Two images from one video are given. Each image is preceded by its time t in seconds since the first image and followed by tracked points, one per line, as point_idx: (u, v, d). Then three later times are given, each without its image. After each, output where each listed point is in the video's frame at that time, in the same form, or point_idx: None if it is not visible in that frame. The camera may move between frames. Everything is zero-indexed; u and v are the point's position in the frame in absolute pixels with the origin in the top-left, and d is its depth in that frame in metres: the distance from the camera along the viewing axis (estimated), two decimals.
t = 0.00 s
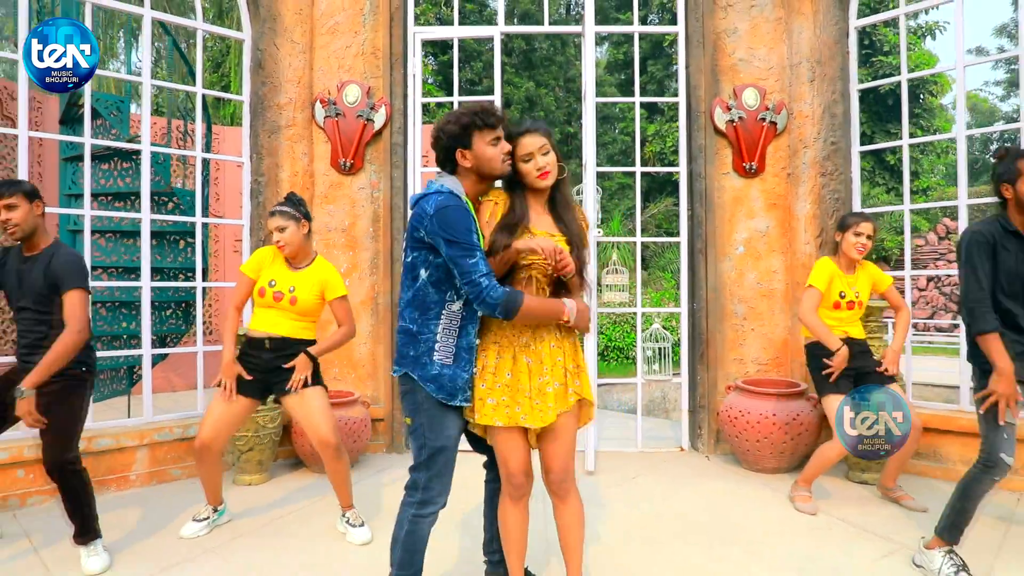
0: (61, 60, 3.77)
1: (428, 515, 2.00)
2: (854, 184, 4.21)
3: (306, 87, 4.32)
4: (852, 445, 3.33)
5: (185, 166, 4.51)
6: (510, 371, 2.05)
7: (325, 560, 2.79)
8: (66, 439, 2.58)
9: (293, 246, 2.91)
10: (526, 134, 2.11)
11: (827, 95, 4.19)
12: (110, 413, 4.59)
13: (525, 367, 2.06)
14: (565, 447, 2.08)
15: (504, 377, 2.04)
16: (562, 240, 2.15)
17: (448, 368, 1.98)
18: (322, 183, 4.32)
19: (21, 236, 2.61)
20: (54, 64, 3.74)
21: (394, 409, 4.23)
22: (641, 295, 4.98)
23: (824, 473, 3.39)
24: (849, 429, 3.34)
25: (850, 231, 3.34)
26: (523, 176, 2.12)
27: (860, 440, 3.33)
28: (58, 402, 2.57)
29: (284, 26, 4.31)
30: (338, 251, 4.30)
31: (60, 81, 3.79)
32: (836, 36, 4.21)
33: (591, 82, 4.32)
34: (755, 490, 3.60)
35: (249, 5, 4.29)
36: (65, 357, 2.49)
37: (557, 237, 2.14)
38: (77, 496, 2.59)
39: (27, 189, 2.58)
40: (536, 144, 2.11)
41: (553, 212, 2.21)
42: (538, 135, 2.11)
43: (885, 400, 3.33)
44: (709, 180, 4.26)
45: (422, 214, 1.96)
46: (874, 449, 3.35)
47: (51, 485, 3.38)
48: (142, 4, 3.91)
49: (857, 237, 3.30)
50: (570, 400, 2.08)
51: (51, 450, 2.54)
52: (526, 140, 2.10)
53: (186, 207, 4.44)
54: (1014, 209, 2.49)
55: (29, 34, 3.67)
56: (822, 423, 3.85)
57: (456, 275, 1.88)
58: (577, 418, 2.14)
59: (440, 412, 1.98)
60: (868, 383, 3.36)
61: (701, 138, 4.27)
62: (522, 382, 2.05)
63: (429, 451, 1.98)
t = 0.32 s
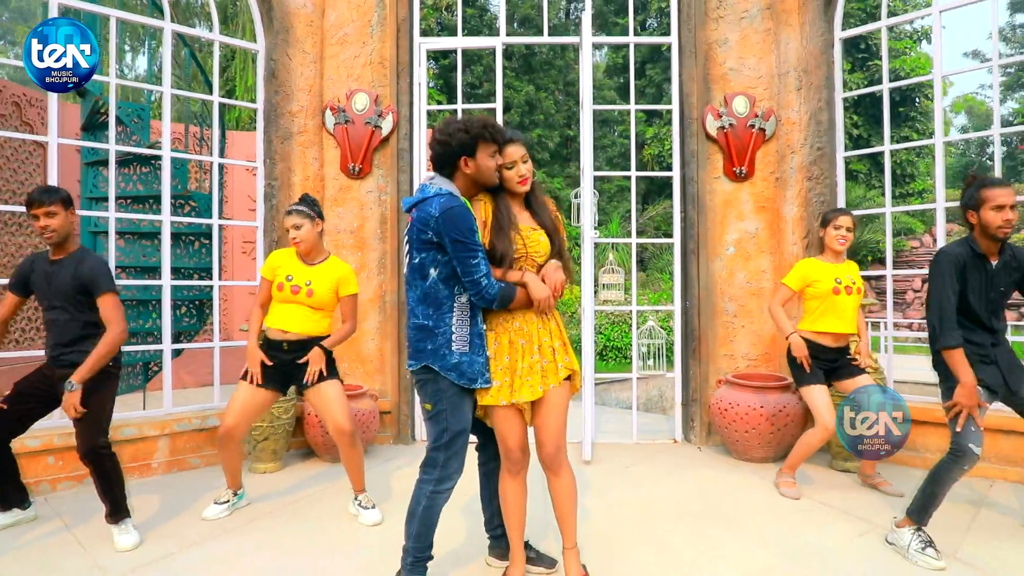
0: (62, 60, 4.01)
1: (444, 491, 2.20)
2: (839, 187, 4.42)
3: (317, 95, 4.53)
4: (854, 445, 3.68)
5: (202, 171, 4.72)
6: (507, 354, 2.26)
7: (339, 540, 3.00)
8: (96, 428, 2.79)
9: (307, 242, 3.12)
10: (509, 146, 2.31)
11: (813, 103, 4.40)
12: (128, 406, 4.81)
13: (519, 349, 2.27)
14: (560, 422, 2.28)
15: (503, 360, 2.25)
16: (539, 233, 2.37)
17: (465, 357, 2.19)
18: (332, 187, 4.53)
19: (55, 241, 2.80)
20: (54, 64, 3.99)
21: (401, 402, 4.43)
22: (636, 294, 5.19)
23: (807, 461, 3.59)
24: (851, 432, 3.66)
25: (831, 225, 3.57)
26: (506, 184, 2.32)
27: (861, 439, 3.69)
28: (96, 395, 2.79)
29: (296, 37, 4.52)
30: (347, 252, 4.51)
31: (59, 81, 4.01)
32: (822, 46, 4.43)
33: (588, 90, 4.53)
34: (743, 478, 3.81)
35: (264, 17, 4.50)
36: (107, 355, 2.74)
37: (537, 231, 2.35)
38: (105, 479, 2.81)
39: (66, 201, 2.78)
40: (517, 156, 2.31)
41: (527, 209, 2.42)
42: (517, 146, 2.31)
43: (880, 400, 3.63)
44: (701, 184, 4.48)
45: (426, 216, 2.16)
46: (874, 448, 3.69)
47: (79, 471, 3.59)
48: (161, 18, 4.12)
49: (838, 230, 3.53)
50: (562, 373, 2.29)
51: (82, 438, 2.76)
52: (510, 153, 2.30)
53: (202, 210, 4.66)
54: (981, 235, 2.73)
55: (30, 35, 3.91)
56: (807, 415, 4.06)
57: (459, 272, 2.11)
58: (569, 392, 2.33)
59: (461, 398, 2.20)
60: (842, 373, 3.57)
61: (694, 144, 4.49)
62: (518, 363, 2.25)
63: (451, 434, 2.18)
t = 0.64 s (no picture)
0: (62, 60, 4.13)
1: (454, 469, 2.47)
2: (822, 194, 4.69)
3: (329, 106, 4.79)
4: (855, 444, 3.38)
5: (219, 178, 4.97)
6: (509, 342, 2.50)
7: (354, 521, 3.26)
8: (134, 413, 3.07)
9: (323, 242, 3.35)
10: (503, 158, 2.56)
11: (798, 113, 4.66)
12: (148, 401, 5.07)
13: (520, 337, 2.50)
14: (560, 400, 2.52)
15: (505, 348, 2.49)
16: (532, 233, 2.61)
17: (470, 344, 2.44)
18: (343, 193, 4.78)
19: (89, 239, 3.04)
20: (54, 64, 4.11)
21: (409, 397, 4.69)
22: (631, 294, 5.45)
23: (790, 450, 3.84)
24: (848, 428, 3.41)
25: (812, 230, 3.79)
26: (503, 195, 2.57)
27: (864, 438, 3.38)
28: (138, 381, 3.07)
29: (310, 51, 4.78)
30: (358, 255, 4.76)
31: (59, 81, 4.14)
32: (806, 60, 4.68)
33: (586, 100, 4.80)
34: (730, 466, 4.07)
35: (279, 32, 4.76)
36: (156, 339, 3.05)
37: (529, 230, 2.60)
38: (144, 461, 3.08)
39: (102, 204, 3.03)
40: (511, 169, 2.55)
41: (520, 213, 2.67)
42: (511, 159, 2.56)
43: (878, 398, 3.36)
44: (693, 191, 4.73)
45: (424, 219, 2.43)
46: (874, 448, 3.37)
47: (109, 460, 3.85)
48: (185, 35, 4.63)
49: (818, 236, 3.75)
50: (560, 355, 2.51)
51: (121, 424, 3.03)
52: (505, 166, 2.54)
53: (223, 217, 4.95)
54: (946, 247, 2.99)
55: (30, 36, 4.09)
56: (791, 408, 4.31)
57: (454, 267, 2.36)
58: (569, 373, 2.56)
59: (470, 385, 2.46)
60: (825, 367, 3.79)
61: (685, 153, 4.75)
62: (519, 349, 2.49)
63: (462, 419, 2.45)
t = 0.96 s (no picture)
0: (60, 60, 4.11)
1: (462, 451, 2.74)
2: (806, 199, 4.97)
3: (339, 116, 5.07)
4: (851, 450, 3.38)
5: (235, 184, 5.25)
6: (507, 342, 2.75)
7: (366, 503, 3.52)
8: (161, 406, 3.35)
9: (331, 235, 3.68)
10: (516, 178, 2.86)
11: (783, 123, 4.94)
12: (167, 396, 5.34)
13: (517, 339, 2.74)
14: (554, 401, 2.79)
15: (502, 347, 2.73)
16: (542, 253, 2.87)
17: (480, 333, 2.71)
18: (352, 198, 5.04)
19: (126, 247, 3.32)
20: (54, 64, 4.08)
21: (414, 392, 4.96)
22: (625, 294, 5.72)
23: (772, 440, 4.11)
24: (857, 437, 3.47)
25: (792, 234, 4.06)
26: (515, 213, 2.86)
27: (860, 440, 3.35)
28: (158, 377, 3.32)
29: (321, 64, 5.05)
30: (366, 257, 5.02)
31: (59, 80, 4.12)
32: (790, 72, 4.96)
33: (582, 110, 5.06)
34: (717, 456, 4.33)
35: (292, 46, 5.03)
36: (162, 340, 3.23)
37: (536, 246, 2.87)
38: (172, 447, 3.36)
39: (141, 216, 3.29)
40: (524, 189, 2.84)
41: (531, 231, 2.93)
42: (521, 179, 2.85)
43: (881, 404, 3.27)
44: (683, 196, 5.01)
45: (441, 220, 2.73)
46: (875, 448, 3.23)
47: (135, 449, 4.11)
48: (206, 49, 4.87)
49: (797, 239, 4.03)
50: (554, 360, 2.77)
51: (152, 413, 3.32)
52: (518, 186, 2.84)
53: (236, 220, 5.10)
54: (910, 248, 3.25)
55: (30, 35, 4.05)
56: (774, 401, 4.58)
57: (467, 262, 2.64)
58: (559, 376, 2.81)
59: (472, 371, 2.75)
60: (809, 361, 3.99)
61: (675, 160, 5.02)
62: (515, 350, 2.73)
63: (465, 405, 2.71)
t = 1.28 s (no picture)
0: (62, 60, 4.29)
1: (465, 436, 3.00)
2: (789, 203, 5.25)
3: (346, 124, 5.32)
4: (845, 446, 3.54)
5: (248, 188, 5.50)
6: (504, 340, 3.04)
7: (375, 485, 3.79)
8: (195, 391, 3.60)
9: (327, 241, 3.93)
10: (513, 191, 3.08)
11: (768, 130, 5.21)
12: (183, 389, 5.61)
13: (514, 337, 3.03)
14: (540, 389, 3.04)
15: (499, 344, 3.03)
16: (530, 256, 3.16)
17: (483, 337, 2.96)
18: (359, 201, 5.30)
19: (148, 244, 3.55)
20: (54, 64, 4.24)
21: (418, 384, 5.24)
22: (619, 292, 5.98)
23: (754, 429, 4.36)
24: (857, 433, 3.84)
25: (774, 236, 4.29)
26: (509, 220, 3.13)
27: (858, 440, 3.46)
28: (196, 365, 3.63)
29: (329, 74, 5.31)
30: (372, 257, 5.27)
31: (59, 80, 4.27)
32: (775, 82, 5.23)
33: (578, 116, 5.32)
34: (704, 444, 4.60)
35: (302, 57, 5.30)
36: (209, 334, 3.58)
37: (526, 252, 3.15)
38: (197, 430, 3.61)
39: (163, 214, 3.53)
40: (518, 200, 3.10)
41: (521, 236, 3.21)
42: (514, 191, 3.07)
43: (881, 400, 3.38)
44: (673, 200, 5.29)
45: (451, 235, 2.95)
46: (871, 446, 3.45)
47: (156, 438, 4.38)
48: (219, 61, 5.09)
49: (778, 241, 4.27)
50: (543, 355, 3.07)
51: (185, 399, 3.57)
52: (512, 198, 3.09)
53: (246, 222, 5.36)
54: (885, 249, 3.51)
55: (31, 35, 4.15)
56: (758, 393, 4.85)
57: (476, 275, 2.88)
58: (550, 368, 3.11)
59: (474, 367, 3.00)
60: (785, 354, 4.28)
61: (666, 165, 5.30)
62: (512, 346, 3.02)
63: (469, 394, 2.96)
